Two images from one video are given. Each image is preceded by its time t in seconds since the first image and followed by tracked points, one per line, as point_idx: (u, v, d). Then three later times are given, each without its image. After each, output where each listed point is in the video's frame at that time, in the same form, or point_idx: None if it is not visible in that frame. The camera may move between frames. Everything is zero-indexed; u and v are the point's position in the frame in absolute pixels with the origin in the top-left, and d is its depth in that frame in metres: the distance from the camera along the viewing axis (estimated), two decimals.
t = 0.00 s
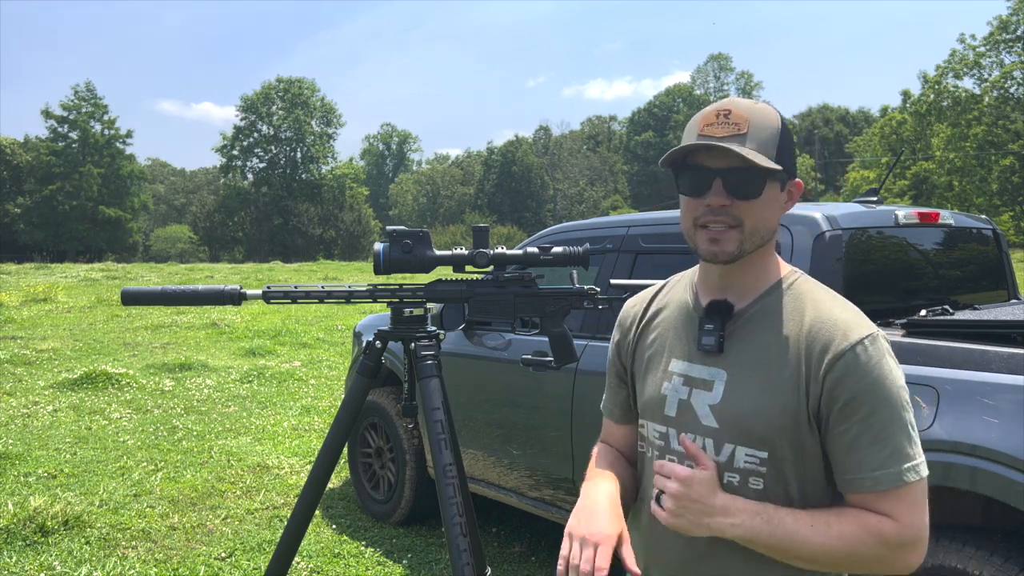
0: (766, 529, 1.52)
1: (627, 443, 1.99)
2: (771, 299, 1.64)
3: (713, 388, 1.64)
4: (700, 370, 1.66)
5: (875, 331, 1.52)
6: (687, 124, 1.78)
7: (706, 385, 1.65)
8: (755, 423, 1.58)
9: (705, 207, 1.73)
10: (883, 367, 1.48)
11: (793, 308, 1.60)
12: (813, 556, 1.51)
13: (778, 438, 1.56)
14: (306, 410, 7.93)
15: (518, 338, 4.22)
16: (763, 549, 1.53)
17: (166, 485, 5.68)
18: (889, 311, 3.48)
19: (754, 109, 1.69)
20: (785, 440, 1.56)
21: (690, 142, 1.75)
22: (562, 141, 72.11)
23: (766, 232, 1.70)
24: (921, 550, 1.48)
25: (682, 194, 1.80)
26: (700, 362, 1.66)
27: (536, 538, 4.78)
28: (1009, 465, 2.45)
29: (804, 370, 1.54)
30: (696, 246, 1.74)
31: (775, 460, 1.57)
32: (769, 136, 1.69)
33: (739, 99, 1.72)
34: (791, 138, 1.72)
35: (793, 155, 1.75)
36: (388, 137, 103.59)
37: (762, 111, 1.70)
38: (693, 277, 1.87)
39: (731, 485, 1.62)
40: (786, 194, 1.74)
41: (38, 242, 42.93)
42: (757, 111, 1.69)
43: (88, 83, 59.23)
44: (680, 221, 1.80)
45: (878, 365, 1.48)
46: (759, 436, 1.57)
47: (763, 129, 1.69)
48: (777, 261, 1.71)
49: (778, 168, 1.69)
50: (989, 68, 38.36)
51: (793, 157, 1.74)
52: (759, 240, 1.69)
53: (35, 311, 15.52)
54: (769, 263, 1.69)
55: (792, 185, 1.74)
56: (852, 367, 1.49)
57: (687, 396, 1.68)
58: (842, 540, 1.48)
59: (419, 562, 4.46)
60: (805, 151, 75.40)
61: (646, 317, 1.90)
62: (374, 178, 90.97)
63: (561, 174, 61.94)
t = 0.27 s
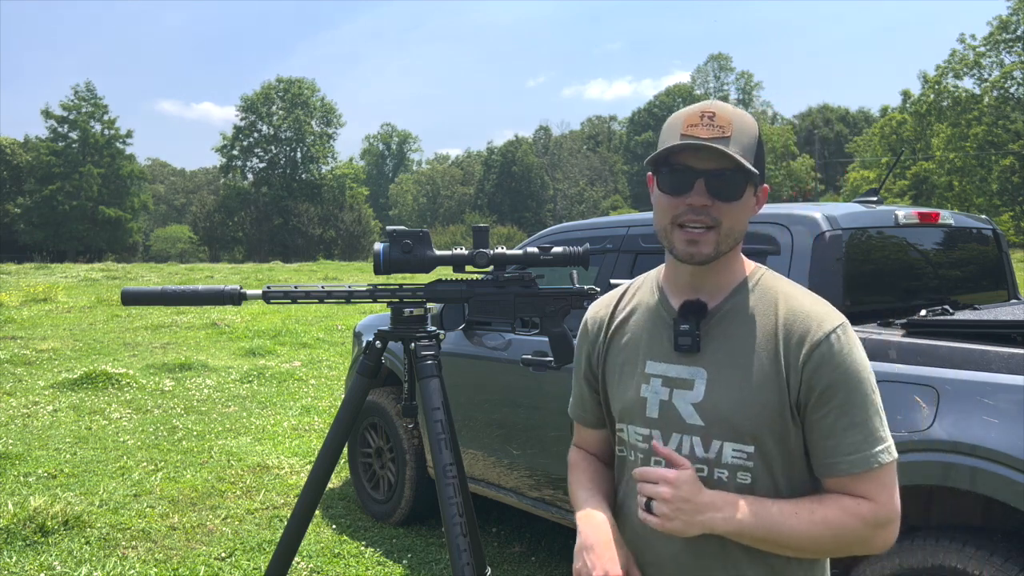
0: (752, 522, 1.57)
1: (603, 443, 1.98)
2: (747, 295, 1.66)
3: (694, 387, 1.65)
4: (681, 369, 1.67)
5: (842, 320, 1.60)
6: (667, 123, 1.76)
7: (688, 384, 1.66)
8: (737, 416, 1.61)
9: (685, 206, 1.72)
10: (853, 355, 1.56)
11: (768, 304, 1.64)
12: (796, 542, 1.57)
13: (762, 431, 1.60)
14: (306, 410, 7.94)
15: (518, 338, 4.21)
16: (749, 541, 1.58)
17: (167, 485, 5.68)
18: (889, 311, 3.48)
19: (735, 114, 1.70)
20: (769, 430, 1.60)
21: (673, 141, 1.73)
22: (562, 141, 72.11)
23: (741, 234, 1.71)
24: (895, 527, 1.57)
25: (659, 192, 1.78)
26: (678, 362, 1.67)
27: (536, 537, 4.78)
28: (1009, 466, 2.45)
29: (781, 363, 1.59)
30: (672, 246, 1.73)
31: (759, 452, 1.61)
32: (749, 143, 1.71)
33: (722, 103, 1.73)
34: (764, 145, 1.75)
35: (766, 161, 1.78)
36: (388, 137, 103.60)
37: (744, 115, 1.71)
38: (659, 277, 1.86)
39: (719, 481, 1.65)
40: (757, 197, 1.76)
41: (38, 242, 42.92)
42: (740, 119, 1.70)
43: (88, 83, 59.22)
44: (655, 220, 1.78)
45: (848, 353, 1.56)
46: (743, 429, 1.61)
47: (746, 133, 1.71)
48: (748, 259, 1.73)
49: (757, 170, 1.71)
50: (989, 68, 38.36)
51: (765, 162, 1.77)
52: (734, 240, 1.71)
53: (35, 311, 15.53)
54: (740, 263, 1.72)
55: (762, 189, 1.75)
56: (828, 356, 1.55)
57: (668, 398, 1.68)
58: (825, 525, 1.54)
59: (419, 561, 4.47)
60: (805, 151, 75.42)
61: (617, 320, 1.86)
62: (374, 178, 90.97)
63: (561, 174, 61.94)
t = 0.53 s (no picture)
0: (737, 518, 1.55)
1: (583, 444, 1.97)
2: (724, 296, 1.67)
3: (672, 385, 1.66)
4: (660, 368, 1.68)
5: (819, 322, 1.61)
6: (628, 133, 1.79)
7: (666, 383, 1.67)
8: (712, 415, 1.62)
9: (647, 213, 1.73)
10: (827, 356, 1.57)
11: (745, 305, 1.65)
12: (776, 536, 1.56)
13: (736, 430, 1.61)
14: (306, 410, 7.93)
15: (518, 338, 4.21)
16: (737, 541, 1.56)
17: (167, 485, 5.68)
18: (889, 311, 3.48)
19: (690, 117, 1.70)
20: (742, 430, 1.61)
21: (631, 150, 1.75)
22: (562, 141, 72.10)
23: (704, 235, 1.71)
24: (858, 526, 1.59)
25: (625, 199, 1.80)
26: (657, 361, 1.68)
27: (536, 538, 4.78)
28: (1007, 466, 2.45)
29: (756, 363, 1.60)
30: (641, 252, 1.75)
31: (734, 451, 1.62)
32: (705, 144, 1.70)
33: (677, 109, 1.75)
34: (726, 143, 1.74)
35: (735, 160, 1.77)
36: (388, 137, 103.60)
37: (695, 116, 1.71)
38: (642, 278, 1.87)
39: (696, 480, 1.65)
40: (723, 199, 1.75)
41: (38, 242, 42.93)
42: (693, 120, 1.70)
43: (88, 83, 59.23)
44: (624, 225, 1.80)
45: (824, 354, 1.57)
46: (718, 426, 1.62)
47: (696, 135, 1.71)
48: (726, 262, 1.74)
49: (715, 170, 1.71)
50: (989, 68, 38.34)
51: (733, 162, 1.76)
52: (699, 242, 1.71)
53: (35, 311, 15.53)
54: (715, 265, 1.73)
55: (729, 187, 1.75)
56: (802, 357, 1.56)
57: (648, 395, 1.70)
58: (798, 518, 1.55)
59: (419, 561, 4.46)
60: (805, 151, 75.39)
61: (600, 320, 1.89)
62: (374, 178, 91.00)
63: (561, 174, 61.96)
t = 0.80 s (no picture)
0: (712, 530, 1.53)
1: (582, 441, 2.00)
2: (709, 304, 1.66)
3: (658, 392, 1.67)
4: (648, 374, 1.69)
5: (810, 336, 1.55)
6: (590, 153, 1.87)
7: (653, 389, 1.68)
8: (694, 423, 1.61)
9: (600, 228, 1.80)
10: (814, 372, 1.52)
11: (732, 314, 1.62)
12: (756, 551, 1.53)
13: (717, 441, 1.60)
14: (306, 410, 7.94)
15: (518, 338, 4.21)
16: (711, 553, 1.54)
17: (166, 485, 5.68)
18: (888, 311, 3.48)
19: (619, 133, 1.74)
20: (722, 441, 1.60)
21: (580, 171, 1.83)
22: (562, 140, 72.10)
23: (651, 243, 1.71)
24: (844, 542, 1.55)
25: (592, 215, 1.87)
26: (645, 366, 1.69)
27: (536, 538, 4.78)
28: (1007, 466, 2.45)
29: (740, 375, 1.57)
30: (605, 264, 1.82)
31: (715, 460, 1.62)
32: (633, 155, 1.70)
33: (618, 124, 1.78)
34: (668, 144, 1.70)
35: (694, 158, 1.70)
36: (388, 136, 103.58)
37: (628, 125, 1.73)
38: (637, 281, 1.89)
39: (679, 486, 1.65)
40: (677, 200, 1.70)
41: (38, 242, 42.92)
42: (623, 135, 1.73)
43: (88, 83, 59.23)
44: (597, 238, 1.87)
45: (812, 370, 1.51)
46: (697, 436, 1.61)
47: (624, 144, 1.73)
48: (708, 267, 1.71)
49: (650, 172, 1.69)
50: (989, 68, 38.34)
51: (691, 159, 1.70)
52: (648, 250, 1.71)
53: (35, 311, 15.53)
54: (687, 270, 1.71)
55: (682, 187, 1.69)
56: (784, 372, 1.52)
57: (637, 401, 1.71)
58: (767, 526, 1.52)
59: (419, 562, 4.47)
60: (805, 151, 75.39)
61: (602, 319, 1.92)
62: (374, 178, 91.00)
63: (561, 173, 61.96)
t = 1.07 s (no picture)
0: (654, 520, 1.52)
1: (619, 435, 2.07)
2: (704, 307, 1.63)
3: (650, 387, 1.67)
4: (648, 366, 1.70)
5: (793, 347, 1.41)
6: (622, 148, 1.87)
7: (648, 383, 1.68)
8: (672, 426, 1.58)
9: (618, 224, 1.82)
10: (784, 389, 1.38)
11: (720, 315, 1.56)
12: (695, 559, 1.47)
13: (690, 444, 1.55)
14: (306, 410, 7.94)
15: (518, 338, 4.22)
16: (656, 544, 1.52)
17: (166, 485, 5.68)
18: (888, 312, 3.48)
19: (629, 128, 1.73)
20: (696, 450, 1.55)
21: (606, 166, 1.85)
22: (562, 140, 72.11)
23: (653, 237, 1.68)
24: None
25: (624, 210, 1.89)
26: (646, 360, 1.71)
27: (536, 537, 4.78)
28: (1008, 466, 2.45)
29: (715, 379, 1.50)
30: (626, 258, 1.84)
31: (693, 470, 1.57)
32: (635, 149, 1.68)
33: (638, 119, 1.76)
34: (668, 137, 1.65)
35: (702, 151, 1.63)
36: (388, 136, 103.55)
37: (640, 119, 1.72)
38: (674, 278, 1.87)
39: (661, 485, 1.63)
40: (678, 195, 1.65)
41: (38, 242, 42.91)
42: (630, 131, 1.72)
43: (87, 83, 59.21)
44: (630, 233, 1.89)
45: (776, 382, 1.39)
46: (675, 435, 1.58)
47: (633, 138, 1.71)
48: (710, 267, 1.66)
49: (649, 168, 1.66)
50: (989, 68, 38.32)
51: (696, 153, 1.63)
52: (650, 244, 1.70)
53: (35, 311, 15.53)
54: (689, 267, 1.68)
55: (682, 181, 1.64)
56: (749, 381, 1.41)
57: (638, 393, 1.72)
58: (646, 509, 1.53)
59: (419, 561, 4.47)
60: (805, 151, 75.42)
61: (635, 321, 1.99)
62: (374, 178, 91.03)
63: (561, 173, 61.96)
